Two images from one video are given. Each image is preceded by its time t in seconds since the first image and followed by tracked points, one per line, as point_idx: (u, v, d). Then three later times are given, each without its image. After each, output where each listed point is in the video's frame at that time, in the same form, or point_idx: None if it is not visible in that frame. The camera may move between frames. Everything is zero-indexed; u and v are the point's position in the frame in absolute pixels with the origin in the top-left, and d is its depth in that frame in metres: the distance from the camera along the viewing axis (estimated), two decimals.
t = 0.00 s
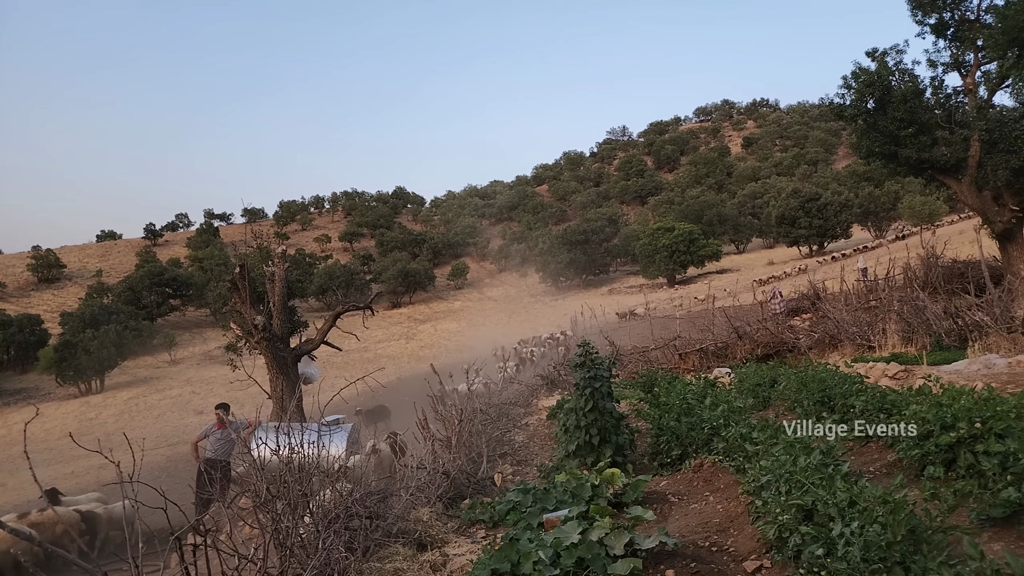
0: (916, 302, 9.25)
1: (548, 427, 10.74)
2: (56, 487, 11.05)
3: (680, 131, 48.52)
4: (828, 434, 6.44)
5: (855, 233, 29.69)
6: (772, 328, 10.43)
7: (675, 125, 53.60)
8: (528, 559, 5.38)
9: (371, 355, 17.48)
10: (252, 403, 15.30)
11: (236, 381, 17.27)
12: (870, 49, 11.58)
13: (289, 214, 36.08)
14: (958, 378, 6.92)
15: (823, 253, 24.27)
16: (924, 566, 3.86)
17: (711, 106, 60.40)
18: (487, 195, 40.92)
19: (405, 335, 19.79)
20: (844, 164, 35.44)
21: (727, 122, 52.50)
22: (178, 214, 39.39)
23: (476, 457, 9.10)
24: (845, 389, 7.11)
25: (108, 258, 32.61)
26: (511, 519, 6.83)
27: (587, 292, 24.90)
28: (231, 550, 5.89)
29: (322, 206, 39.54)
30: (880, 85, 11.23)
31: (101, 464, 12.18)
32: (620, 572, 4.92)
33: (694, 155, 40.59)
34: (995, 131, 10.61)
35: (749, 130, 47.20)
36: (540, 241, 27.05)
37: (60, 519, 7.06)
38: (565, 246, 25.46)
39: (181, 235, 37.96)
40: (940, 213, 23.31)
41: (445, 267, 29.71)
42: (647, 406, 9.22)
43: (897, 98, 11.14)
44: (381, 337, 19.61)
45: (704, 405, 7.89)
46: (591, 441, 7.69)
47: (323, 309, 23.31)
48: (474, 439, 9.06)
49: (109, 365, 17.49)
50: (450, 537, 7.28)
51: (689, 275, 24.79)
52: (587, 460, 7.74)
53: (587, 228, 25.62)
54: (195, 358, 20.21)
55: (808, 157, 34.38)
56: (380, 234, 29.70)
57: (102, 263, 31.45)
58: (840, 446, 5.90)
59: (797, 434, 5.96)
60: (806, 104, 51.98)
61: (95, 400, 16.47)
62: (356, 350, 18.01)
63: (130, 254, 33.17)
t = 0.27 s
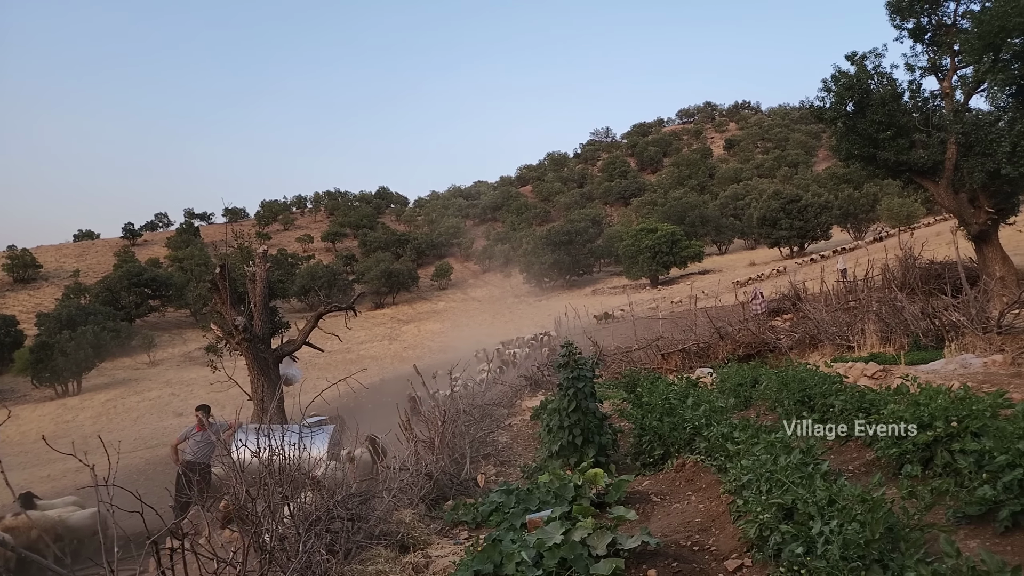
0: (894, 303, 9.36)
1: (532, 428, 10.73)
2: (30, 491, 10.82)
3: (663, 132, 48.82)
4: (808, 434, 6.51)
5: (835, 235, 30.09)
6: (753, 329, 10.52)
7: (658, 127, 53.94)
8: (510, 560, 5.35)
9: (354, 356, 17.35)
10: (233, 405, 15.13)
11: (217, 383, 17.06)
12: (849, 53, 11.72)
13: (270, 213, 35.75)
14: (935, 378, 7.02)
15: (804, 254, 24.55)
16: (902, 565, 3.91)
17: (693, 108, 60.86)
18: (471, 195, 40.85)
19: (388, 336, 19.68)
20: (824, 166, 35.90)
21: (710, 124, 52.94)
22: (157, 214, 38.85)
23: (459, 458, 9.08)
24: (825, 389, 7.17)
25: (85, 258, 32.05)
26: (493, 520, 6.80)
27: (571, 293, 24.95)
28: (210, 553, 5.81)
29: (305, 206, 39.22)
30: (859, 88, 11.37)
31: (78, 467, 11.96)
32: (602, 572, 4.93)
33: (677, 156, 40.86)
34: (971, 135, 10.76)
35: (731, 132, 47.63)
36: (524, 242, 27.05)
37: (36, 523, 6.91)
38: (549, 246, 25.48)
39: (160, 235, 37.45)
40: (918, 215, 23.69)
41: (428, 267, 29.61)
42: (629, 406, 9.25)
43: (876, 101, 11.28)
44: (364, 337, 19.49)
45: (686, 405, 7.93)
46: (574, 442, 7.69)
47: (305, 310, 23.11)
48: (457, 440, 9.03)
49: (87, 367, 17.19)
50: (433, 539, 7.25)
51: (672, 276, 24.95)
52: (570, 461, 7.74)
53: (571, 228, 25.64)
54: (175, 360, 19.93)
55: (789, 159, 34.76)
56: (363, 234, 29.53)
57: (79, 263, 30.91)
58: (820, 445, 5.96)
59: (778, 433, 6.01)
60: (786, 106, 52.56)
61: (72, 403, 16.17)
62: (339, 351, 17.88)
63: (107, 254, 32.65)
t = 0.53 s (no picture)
0: (874, 305, 9.47)
1: (516, 428, 10.71)
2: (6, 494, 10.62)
3: (648, 134, 49.09)
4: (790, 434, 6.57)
5: (817, 236, 30.44)
6: (736, 329, 10.60)
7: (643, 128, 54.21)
8: (494, 562, 5.32)
9: (338, 357, 17.24)
10: (215, 406, 14.96)
11: (198, 384, 16.86)
12: (831, 57, 11.84)
13: (253, 213, 35.41)
14: (914, 378, 7.11)
15: (786, 256, 24.80)
16: (880, 564, 3.95)
17: (678, 110, 61.26)
18: (456, 195, 40.75)
19: (372, 336, 19.57)
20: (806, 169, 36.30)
21: (694, 125, 53.31)
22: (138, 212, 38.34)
23: (443, 459, 9.04)
24: (806, 389, 7.25)
25: (64, 257, 31.54)
26: (477, 521, 6.78)
27: (556, 293, 24.99)
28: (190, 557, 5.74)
29: (288, 205, 38.90)
30: (841, 91, 11.48)
31: (56, 470, 11.76)
32: (586, 572, 4.92)
33: (661, 158, 41.08)
34: (950, 138, 10.95)
35: (715, 134, 48.01)
36: (510, 242, 27.03)
37: (10, 525, 6.76)
38: (534, 247, 25.50)
39: (141, 234, 36.95)
40: (898, 217, 24.02)
41: (413, 267, 29.50)
42: (614, 407, 9.27)
43: (857, 104, 11.41)
44: (348, 338, 19.37)
45: (669, 405, 7.96)
46: (558, 442, 7.69)
47: (289, 310, 22.92)
48: (441, 441, 8.99)
49: (65, 367, 16.91)
50: (416, 540, 7.22)
51: (656, 277, 25.09)
52: (554, 461, 7.74)
53: (556, 229, 25.66)
54: (156, 360, 19.67)
55: (772, 161, 35.10)
56: (347, 234, 29.35)
57: (57, 262, 30.41)
58: (801, 445, 6.02)
59: (760, 434, 6.06)
60: (769, 109, 53.05)
61: (49, 404, 15.90)
62: (323, 352, 17.75)
63: (87, 253, 32.15)
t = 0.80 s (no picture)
0: (855, 306, 9.57)
1: (501, 429, 10.69)
2: None
3: (633, 135, 49.31)
4: (772, 434, 6.62)
5: (799, 238, 30.75)
6: (720, 330, 10.67)
7: (628, 130, 54.43)
8: (477, 563, 5.27)
9: (322, 358, 17.11)
10: (197, 406, 14.79)
11: (180, 384, 16.66)
12: (814, 61, 11.95)
13: (237, 211, 35.06)
14: (894, 379, 7.20)
15: (769, 257, 25.03)
16: (859, 563, 3.99)
17: (663, 111, 61.60)
18: (441, 195, 40.63)
19: (357, 337, 19.45)
20: (789, 171, 36.67)
21: (679, 127, 53.64)
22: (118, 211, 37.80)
23: (427, 460, 9.00)
24: (788, 389, 7.31)
25: (42, 256, 31.02)
26: (461, 523, 6.73)
27: (542, 294, 25.02)
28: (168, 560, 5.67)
29: (272, 204, 38.58)
30: (823, 95, 11.59)
31: (33, 472, 11.56)
32: (569, 573, 4.91)
33: (647, 159, 41.28)
34: (930, 142, 11.10)
35: (700, 136, 48.35)
36: (495, 242, 27.01)
37: None
38: (520, 247, 25.51)
39: (121, 233, 36.44)
40: (878, 219, 24.34)
41: (398, 267, 29.36)
42: (598, 407, 9.28)
43: (839, 108, 11.52)
44: (333, 338, 19.24)
45: (654, 405, 7.99)
46: (543, 443, 7.68)
47: (272, 310, 22.73)
48: (425, 442, 8.95)
49: (43, 367, 16.63)
50: (400, 542, 7.17)
51: (641, 278, 25.20)
52: (539, 462, 7.72)
53: (542, 229, 25.65)
54: (136, 360, 19.40)
55: (756, 164, 35.41)
56: (332, 234, 29.16)
57: (35, 261, 29.89)
58: (784, 446, 6.07)
59: (742, 434, 6.09)
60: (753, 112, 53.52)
61: (27, 405, 15.62)
62: (306, 352, 17.62)
63: (66, 252, 31.64)
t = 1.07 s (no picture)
0: (837, 307, 9.67)
1: (486, 430, 10.66)
2: None
3: (619, 137, 49.52)
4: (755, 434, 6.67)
5: (782, 240, 31.04)
6: (704, 331, 10.74)
7: (614, 131, 54.65)
8: (461, 564, 5.26)
9: (306, 358, 17.00)
10: (179, 407, 14.62)
11: (161, 385, 16.46)
12: (797, 64, 12.06)
13: (220, 211, 34.70)
14: (874, 379, 7.29)
15: (753, 258, 25.24)
16: (839, 562, 4.03)
17: (648, 113, 61.89)
18: (427, 195, 40.52)
19: (342, 337, 19.33)
20: (773, 173, 37.00)
21: (664, 128, 53.92)
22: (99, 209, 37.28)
23: (412, 461, 8.97)
24: (770, 390, 7.36)
25: (20, 255, 30.52)
26: (445, 524, 6.71)
27: (527, 294, 25.03)
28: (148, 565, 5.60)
29: (256, 204, 38.24)
30: (806, 98, 11.70)
31: (10, 474, 11.36)
32: (552, 574, 4.91)
33: (632, 161, 41.46)
34: (910, 145, 11.25)
35: (685, 138, 48.65)
36: (481, 243, 26.98)
37: None
38: (506, 248, 25.50)
39: (102, 232, 35.95)
40: (860, 221, 24.64)
41: (384, 268, 29.24)
42: (583, 408, 9.29)
43: (822, 111, 11.64)
44: (317, 339, 19.10)
45: (638, 406, 8.02)
46: (528, 444, 7.69)
47: (256, 310, 22.53)
48: (410, 443, 8.91)
49: (21, 368, 16.36)
50: (384, 544, 7.12)
51: (627, 278, 25.31)
52: (524, 463, 7.72)
53: (528, 230, 25.65)
54: (117, 361, 19.15)
55: (740, 165, 35.69)
56: (316, 234, 28.96)
57: (13, 260, 29.41)
58: (766, 446, 6.12)
59: (725, 435, 6.13)
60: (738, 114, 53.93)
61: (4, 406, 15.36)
62: (290, 353, 17.48)
63: (45, 251, 31.16)
